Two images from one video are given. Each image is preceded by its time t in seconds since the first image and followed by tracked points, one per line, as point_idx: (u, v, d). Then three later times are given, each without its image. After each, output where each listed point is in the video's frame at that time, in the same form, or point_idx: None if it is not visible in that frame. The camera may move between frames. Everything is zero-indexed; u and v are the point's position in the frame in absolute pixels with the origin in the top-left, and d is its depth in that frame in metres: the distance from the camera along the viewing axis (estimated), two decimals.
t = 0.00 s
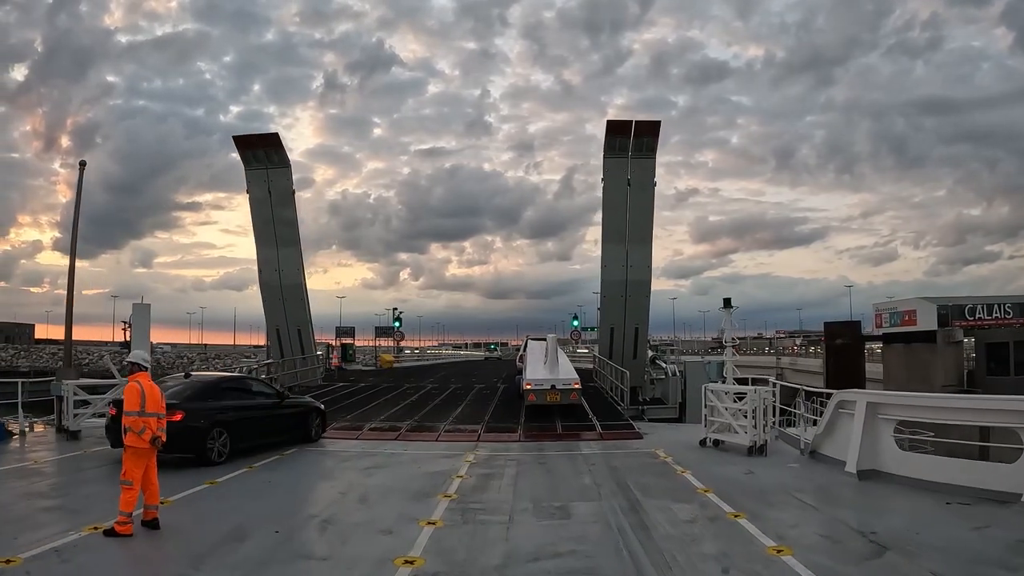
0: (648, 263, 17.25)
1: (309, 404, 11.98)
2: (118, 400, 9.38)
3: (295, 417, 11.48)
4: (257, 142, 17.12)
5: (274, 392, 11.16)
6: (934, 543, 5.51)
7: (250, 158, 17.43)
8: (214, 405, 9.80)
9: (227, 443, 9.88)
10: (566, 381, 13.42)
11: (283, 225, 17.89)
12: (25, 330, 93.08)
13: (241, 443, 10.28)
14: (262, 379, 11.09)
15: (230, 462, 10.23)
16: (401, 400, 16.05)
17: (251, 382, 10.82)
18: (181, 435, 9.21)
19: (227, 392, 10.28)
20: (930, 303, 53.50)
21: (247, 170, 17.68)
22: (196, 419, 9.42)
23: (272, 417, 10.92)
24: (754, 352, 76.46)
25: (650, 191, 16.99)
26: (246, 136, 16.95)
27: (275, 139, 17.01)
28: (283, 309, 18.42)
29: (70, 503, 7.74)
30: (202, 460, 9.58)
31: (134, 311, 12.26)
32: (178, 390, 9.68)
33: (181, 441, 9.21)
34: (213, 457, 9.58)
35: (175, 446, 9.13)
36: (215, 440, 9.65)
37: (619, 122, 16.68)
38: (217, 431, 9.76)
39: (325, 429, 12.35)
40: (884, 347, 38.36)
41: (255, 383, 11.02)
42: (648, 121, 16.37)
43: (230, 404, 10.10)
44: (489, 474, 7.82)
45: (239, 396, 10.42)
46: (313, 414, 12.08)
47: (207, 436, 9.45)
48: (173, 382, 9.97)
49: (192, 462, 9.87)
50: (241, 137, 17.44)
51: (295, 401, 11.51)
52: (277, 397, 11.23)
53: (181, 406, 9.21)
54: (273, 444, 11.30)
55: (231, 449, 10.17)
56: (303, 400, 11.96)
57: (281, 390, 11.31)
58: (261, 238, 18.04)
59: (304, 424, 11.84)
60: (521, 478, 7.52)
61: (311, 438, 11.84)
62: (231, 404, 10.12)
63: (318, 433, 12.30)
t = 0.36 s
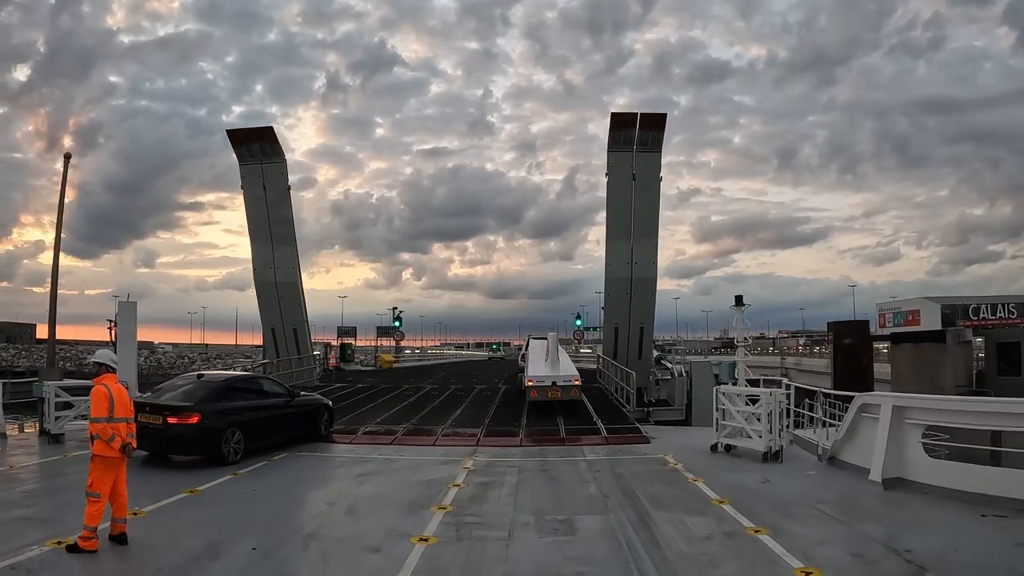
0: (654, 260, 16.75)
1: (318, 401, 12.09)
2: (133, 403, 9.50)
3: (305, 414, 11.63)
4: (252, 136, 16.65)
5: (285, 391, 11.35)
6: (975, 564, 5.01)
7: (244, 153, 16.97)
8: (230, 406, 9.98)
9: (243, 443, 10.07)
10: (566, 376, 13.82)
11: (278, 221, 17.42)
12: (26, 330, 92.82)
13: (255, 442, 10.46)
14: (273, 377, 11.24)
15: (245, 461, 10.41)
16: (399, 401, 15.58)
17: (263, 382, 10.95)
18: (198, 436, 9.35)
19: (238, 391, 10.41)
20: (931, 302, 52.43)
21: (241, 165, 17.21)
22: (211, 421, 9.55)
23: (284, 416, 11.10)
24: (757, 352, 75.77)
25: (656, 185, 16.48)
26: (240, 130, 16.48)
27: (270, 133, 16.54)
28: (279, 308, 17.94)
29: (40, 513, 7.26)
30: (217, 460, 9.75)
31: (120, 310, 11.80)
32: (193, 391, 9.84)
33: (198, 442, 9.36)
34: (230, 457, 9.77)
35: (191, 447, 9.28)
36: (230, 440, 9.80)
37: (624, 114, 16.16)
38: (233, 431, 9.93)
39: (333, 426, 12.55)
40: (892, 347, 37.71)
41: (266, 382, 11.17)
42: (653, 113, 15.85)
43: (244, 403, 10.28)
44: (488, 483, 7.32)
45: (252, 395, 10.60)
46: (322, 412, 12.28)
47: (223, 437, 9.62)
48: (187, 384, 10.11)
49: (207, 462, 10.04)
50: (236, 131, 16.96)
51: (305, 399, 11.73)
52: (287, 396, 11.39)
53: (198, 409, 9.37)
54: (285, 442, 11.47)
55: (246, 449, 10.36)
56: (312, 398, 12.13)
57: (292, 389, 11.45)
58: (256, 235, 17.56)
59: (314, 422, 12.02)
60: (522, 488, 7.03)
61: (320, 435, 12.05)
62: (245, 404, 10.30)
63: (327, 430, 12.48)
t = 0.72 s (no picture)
0: (661, 256, 16.16)
1: (325, 395, 12.37)
2: (147, 404, 9.49)
3: (314, 409, 11.86)
4: (245, 129, 16.10)
5: (295, 388, 11.42)
6: None
7: (238, 146, 16.44)
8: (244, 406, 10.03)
9: (258, 441, 10.15)
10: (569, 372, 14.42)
11: (273, 217, 16.90)
12: (28, 330, 92.64)
13: (269, 439, 10.54)
14: (283, 375, 11.30)
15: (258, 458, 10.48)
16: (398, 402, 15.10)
17: (274, 380, 11.00)
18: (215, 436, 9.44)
19: (252, 390, 10.45)
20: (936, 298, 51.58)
21: (234, 159, 16.69)
22: (227, 420, 9.66)
23: (296, 413, 11.18)
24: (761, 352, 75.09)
25: (664, 179, 15.89)
26: (233, 122, 15.94)
27: (263, 126, 16.00)
28: (273, 306, 17.41)
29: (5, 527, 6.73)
30: (233, 458, 9.83)
31: (104, 305, 11.27)
32: (207, 392, 9.88)
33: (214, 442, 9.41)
34: (246, 455, 9.85)
35: (209, 448, 9.38)
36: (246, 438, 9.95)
37: (630, 105, 15.57)
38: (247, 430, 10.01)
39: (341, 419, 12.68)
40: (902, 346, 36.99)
41: (276, 379, 11.21)
42: (661, 104, 15.25)
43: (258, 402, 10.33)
44: (487, 493, 6.77)
45: (265, 393, 10.66)
46: (330, 407, 12.37)
47: (239, 436, 9.68)
48: (201, 385, 10.12)
49: (220, 461, 10.09)
50: (228, 124, 16.43)
51: (314, 396, 11.86)
52: (297, 393, 11.47)
53: (214, 409, 9.41)
54: (295, 439, 11.56)
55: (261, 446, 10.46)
56: (321, 394, 12.20)
57: (301, 385, 11.62)
58: (249, 231, 17.04)
59: (323, 417, 12.12)
60: (524, 499, 6.47)
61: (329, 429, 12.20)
62: (258, 403, 10.35)
63: (335, 424, 12.58)
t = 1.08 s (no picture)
0: (669, 253, 15.57)
1: (335, 391, 12.03)
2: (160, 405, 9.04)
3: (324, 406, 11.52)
4: (238, 121, 15.56)
5: (305, 385, 11.03)
6: None
7: (231, 139, 15.90)
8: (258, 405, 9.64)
9: (272, 440, 9.79)
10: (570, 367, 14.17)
11: (267, 213, 16.37)
12: (30, 330, 92.45)
13: (282, 437, 10.19)
14: (294, 372, 10.90)
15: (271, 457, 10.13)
16: (397, 404, 14.57)
17: (285, 377, 10.61)
18: (231, 437, 9.03)
19: (264, 387, 10.05)
20: (940, 296, 50.85)
21: (228, 153, 16.14)
22: (242, 420, 9.28)
23: (306, 411, 10.80)
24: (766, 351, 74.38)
25: (672, 172, 15.30)
26: (226, 114, 15.40)
27: (257, 118, 15.45)
28: (267, 304, 16.88)
29: None
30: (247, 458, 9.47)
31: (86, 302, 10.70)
32: (220, 392, 9.46)
33: (229, 443, 9.03)
34: (261, 454, 9.51)
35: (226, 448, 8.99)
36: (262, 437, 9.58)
37: (637, 95, 14.97)
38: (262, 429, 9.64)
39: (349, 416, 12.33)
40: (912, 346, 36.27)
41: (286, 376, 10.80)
42: (669, 93, 14.67)
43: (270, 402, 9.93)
44: (486, 506, 6.20)
45: (277, 391, 10.27)
46: (338, 404, 12.01)
47: (254, 436, 9.32)
48: (213, 385, 9.69)
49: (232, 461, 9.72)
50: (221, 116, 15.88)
51: (323, 392, 11.50)
52: (306, 390, 11.08)
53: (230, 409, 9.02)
54: (305, 436, 11.20)
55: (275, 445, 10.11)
56: (330, 391, 11.81)
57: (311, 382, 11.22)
58: (243, 227, 16.52)
59: (333, 414, 11.77)
60: (526, 514, 5.88)
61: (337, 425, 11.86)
62: (271, 401, 9.96)
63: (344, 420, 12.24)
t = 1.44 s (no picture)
0: (677, 250, 15.03)
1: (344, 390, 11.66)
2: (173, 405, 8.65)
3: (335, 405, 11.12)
4: (231, 115, 15.08)
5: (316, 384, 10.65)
6: None
7: (224, 133, 15.42)
8: (271, 404, 9.28)
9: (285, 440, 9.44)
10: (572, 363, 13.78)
11: (261, 209, 15.87)
12: (33, 330, 92.37)
13: (294, 436, 9.84)
14: (305, 371, 10.53)
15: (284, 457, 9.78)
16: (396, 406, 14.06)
17: (296, 375, 10.24)
18: (245, 437, 8.68)
19: (277, 386, 9.69)
20: (946, 295, 50.15)
21: (222, 147, 15.67)
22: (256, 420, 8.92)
23: (317, 409, 10.43)
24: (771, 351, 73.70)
25: (680, 165, 14.76)
26: (219, 106, 14.91)
27: (250, 110, 14.95)
28: (263, 303, 16.41)
29: None
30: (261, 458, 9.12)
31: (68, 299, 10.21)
32: (233, 391, 9.09)
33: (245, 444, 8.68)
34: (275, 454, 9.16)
35: (240, 449, 8.62)
36: (275, 437, 9.19)
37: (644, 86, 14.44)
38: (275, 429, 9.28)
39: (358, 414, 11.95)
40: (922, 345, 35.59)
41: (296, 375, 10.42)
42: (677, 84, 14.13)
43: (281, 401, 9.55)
44: (485, 521, 5.67)
45: (289, 390, 9.91)
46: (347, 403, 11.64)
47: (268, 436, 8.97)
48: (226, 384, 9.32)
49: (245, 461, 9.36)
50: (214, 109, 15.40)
51: (333, 391, 11.12)
52: (317, 389, 10.70)
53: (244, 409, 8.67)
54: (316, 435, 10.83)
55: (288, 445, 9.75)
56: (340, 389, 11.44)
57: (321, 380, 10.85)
58: (238, 224, 16.04)
59: (342, 412, 11.39)
60: (527, 531, 5.35)
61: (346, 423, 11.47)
62: (283, 400, 9.59)
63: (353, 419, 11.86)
